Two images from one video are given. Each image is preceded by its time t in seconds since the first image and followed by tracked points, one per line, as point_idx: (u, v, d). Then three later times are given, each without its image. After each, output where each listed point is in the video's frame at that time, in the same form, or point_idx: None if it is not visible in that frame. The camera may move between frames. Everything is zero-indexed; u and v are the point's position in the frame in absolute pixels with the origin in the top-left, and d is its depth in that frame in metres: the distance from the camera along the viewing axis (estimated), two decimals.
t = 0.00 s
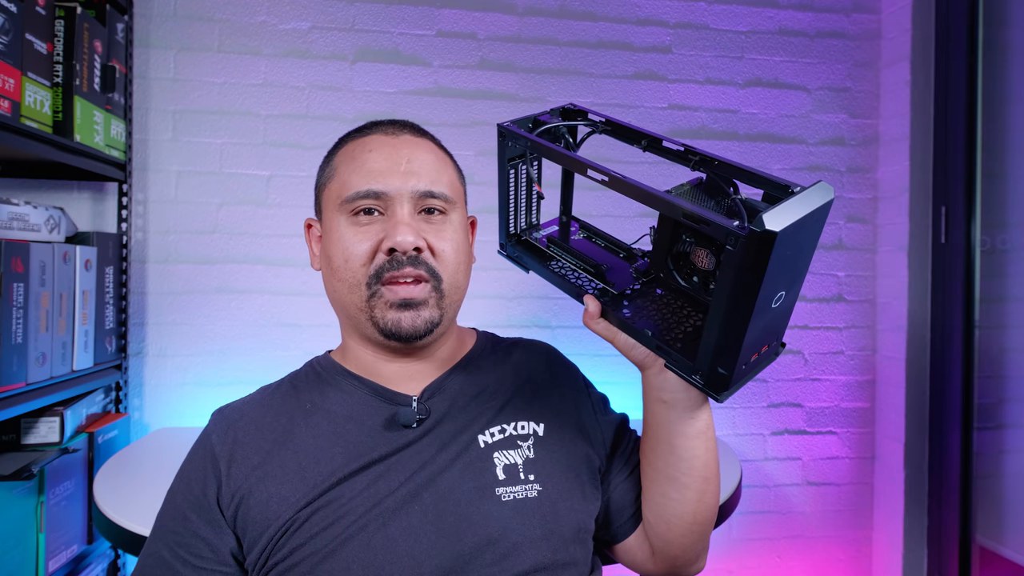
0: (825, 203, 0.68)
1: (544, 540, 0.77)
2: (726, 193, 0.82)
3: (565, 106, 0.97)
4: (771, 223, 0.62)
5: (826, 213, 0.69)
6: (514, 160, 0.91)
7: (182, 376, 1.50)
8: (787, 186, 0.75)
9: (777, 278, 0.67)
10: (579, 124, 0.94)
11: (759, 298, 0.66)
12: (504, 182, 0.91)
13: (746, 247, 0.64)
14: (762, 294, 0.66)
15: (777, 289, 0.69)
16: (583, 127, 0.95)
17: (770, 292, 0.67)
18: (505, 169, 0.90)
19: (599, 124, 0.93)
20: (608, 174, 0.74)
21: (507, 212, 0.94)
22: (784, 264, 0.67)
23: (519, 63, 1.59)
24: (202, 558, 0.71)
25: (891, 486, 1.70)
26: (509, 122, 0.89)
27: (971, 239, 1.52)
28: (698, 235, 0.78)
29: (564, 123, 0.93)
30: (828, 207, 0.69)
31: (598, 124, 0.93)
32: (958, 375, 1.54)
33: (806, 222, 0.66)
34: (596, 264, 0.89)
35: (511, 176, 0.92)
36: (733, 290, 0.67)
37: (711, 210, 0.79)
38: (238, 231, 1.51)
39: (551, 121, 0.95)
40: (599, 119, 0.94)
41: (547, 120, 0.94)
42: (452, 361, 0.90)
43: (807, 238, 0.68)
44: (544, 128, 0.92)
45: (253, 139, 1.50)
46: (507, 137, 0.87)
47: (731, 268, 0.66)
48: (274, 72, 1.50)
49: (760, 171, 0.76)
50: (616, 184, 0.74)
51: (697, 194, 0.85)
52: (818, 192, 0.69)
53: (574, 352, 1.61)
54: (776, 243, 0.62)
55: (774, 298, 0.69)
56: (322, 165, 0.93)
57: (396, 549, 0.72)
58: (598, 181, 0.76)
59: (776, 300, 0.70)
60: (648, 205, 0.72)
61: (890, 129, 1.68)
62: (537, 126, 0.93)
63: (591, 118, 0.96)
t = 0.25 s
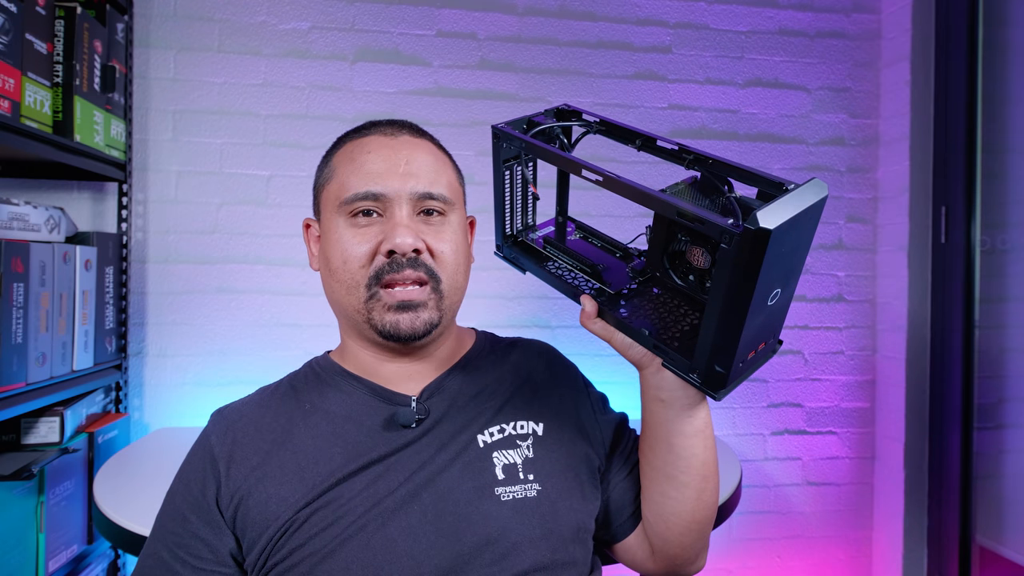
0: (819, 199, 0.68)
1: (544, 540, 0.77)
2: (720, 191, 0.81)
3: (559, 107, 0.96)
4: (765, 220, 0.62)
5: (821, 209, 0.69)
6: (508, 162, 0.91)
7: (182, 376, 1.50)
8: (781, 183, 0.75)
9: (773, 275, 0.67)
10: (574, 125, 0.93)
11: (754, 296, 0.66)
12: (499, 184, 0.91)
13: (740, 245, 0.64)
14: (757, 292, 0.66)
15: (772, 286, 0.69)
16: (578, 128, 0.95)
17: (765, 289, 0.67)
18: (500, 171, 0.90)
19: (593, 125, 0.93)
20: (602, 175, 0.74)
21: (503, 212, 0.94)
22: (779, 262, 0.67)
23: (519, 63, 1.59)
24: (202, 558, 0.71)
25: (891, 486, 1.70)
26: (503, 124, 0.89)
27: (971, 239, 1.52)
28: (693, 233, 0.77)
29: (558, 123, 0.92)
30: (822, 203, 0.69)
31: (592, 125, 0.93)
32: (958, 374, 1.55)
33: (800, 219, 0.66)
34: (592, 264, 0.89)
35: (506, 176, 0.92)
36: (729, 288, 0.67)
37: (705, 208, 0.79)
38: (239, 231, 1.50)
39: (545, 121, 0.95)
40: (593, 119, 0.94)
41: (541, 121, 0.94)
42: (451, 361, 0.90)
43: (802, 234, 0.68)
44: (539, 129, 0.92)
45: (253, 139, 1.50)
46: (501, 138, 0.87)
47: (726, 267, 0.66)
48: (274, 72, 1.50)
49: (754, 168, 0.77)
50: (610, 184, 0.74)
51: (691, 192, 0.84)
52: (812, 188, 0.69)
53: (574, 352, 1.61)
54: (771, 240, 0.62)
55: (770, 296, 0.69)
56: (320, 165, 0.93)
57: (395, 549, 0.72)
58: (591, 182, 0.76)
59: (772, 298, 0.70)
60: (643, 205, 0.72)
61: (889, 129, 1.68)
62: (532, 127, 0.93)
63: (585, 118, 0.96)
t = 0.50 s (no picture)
0: (816, 197, 0.68)
1: (543, 539, 0.77)
2: (717, 191, 0.81)
3: (556, 107, 0.96)
4: (763, 219, 0.62)
5: (818, 208, 0.69)
6: (506, 163, 0.91)
7: (182, 376, 1.50)
8: (777, 182, 0.75)
9: (770, 274, 0.67)
10: (570, 125, 0.93)
11: (752, 295, 0.66)
12: (497, 184, 0.91)
13: (738, 243, 0.64)
14: (755, 291, 0.66)
15: (770, 285, 0.69)
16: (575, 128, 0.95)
17: (763, 288, 0.67)
18: (497, 171, 0.90)
19: (589, 125, 0.92)
20: (599, 175, 0.74)
21: (501, 213, 0.94)
22: (776, 261, 0.67)
23: (519, 63, 1.59)
24: (203, 557, 0.71)
25: (891, 486, 1.70)
26: (500, 125, 0.89)
27: (971, 239, 1.52)
28: (691, 233, 0.78)
29: (555, 124, 0.92)
30: (819, 202, 0.69)
31: (588, 125, 0.92)
32: (958, 375, 1.55)
33: (798, 217, 0.66)
34: (589, 264, 0.89)
35: (503, 178, 0.92)
36: (727, 288, 0.67)
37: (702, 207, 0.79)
38: (238, 231, 1.51)
39: (542, 122, 0.94)
40: (589, 120, 0.94)
41: (538, 122, 0.94)
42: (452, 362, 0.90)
43: (799, 233, 0.68)
44: (535, 130, 0.92)
45: (253, 139, 1.50)
46: (498, 140, 0.87)
47: (724, 266, 0.66)
48: (274, 72, 1.50)
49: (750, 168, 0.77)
50: (607, 185, 0.74)
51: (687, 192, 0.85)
52: (809, 187, 0.69)
53: (574, 352, 1.61)
54: (768, 239, 0.62)
55: (767, 295, 0.69)
56: (322, 166, 0.93)
57: (395, 548, 0.72)
58: (589, 182, 0.76)
59: (770, 296, 0.70)
60: (640, 205, 0.72)
61: (889, 129, 1.68)
62: (528, 128, 0.93)
63: (582, 119, 0.96)
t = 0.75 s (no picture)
0: (815, 196, 0.68)
1: (545, 538, 0.77)
2: (717, 190, 0.81)
3: (556, 109, 0.96)
4: (763, 217, 0.62)
5: (818, 206, 0.69)
6: (507, 163, 0.91)
7: (182, 376, 1.50)
8: (777, 181, 0.75)
9: (771, 271, 0.67)
10: (571, 126, 0.93)
11: (753, 293, 0.66)
12: (497, 184, 0.91)
13: (739, 241, 0.64)
14: (756, 289, 0.66)
15: (770, 284, 0.69)
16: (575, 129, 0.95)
17: (763, 287, 0.67)
18: (498, 172, 0.90)
19: (589, 126, 0.93)
20: (600, 174, 0.74)
21: (501, 213, 0.94)
22: (776, 259, 0.67)
23: (519, 63, 1.59)
24: (205, 555, 0.71)
25: (891, 486, 1.70)
26: (501, 125, 0.89)
27: (971, 239, 1.52)
28: (692, 232, 0.78)
29: (555, 124, 0.92)
30: (819, 200, 0.69)
31: (589, 126, 0.92)
32: (958, 375, 1.55)
33: (798, 215, 0.66)
34: (590, 264, 0.89)
35: (504, 178, 0.92)
36: (728, 286, 0.67)
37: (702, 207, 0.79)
38: (239, 231, 1.51)
39: (543, 123, 0.95)
40: (590, 120, 0.94)
41: (539, 123, 0.94)
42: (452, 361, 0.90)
43: (799, 231, 0.68)
44: (536, 131, 0.92)
45: (253, 139, 1.50)
46: (499, 140, 0.87)
47: (725, 264, 0.66)
48: (274, 72, 1.50)
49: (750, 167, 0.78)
50: (608, 184, 0.74)
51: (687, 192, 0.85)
52: (809, 185, 0.69)
53: (574, 352, 1.61)
54: (769, 236, 0.62)
55: (768, 293, 0.69)
56: (319, 167, 0.93)
57: (397, 547, 0.72)
58: (590, 181, 0.76)
59: (770, 294, 0.70)
60: (640, 204, 0.72)
61: (889, 129, 1.68)
62: (529, 129, 0.93)
63: (582, 120, 0.96)
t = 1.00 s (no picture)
0: (818, 197, 0.69)
1: (548, 537, 0.77)
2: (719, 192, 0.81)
3: (557, 110, 0.96)
4: (765, 219, 0.63)
5: (820, 208, 0.69)
6: (508, 164, 0.90)
7: (182, 376, 1.50)
8: (779, 183, 0.75)
9: (773, 272, 0.67)
10: (573, 127, 0.93)
11: (756, 294, 0.66)
12: (500, 184, 0.90)
13: (742, 242, 0.64)
14: (758, 290, 0.66)
15: (773, 285, 0.69)
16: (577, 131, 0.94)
17: (766, 288, 0.67)
18: (500, 173, 0.90)
19: (591, 127, 0.92)
20: (603, 176, 0.74)
21: (503, 215, 0.94)
22: (779, 260, 0.67)
23: (519, 63, 1.59)
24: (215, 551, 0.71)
25: (891, 487, 1.70)
26: (503, 127, 0.89)
27: (971, 239, 1.52)
28: (694, 233, 0.78)
29: (557, 126, 0.92)
30: (821, 202, 0.70)
31: (591, 127, 0.92)
32: (958, 375, 1.55)
33: (800, 216, 0.66)
34: (592, 265, 0.89)
35: (506, 179, 0.92)
36: (731, 286, 0.67)
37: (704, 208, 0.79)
38: (238, 231, 1.51)
39: (545, 125, 0.94)
40: (592, 122, 0.94)
41: (541, 124, 0.94)
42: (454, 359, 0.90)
43: (802, 232, 0.69)
44: (538, 132, 0.91)
45: (253, 139, 1.50)
46: (501, 142, 0.87)
47: (728, 264, 0.66)
48: (274, 72, 1.50)
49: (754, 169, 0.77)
50: (611, 185, 0.74)
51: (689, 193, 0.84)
52: (811, 187, 0.69)
53: (574, 352, 1.61)
54: (771, 238, 0.63)
55: (770, 294, 0.70)
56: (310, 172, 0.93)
57: (403, 544, 0.72)
58: (593, 183, 0.76)
59: (773, 296, 0.71)
60: (643, 205, 0.72)
61: (889, 129, 1.68)
62: (531, 131, 0.92)
63: (584, 121, 0.96)
